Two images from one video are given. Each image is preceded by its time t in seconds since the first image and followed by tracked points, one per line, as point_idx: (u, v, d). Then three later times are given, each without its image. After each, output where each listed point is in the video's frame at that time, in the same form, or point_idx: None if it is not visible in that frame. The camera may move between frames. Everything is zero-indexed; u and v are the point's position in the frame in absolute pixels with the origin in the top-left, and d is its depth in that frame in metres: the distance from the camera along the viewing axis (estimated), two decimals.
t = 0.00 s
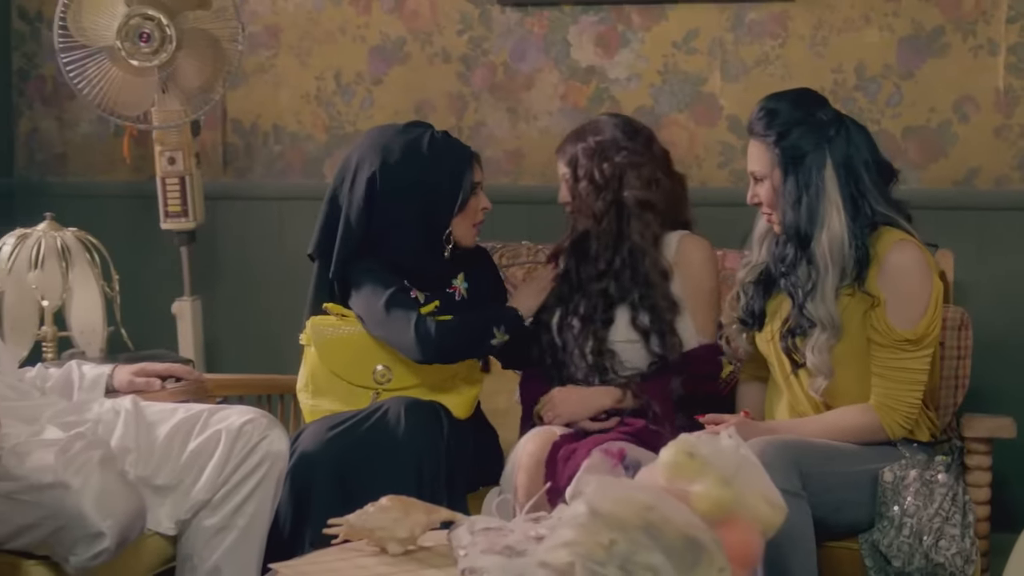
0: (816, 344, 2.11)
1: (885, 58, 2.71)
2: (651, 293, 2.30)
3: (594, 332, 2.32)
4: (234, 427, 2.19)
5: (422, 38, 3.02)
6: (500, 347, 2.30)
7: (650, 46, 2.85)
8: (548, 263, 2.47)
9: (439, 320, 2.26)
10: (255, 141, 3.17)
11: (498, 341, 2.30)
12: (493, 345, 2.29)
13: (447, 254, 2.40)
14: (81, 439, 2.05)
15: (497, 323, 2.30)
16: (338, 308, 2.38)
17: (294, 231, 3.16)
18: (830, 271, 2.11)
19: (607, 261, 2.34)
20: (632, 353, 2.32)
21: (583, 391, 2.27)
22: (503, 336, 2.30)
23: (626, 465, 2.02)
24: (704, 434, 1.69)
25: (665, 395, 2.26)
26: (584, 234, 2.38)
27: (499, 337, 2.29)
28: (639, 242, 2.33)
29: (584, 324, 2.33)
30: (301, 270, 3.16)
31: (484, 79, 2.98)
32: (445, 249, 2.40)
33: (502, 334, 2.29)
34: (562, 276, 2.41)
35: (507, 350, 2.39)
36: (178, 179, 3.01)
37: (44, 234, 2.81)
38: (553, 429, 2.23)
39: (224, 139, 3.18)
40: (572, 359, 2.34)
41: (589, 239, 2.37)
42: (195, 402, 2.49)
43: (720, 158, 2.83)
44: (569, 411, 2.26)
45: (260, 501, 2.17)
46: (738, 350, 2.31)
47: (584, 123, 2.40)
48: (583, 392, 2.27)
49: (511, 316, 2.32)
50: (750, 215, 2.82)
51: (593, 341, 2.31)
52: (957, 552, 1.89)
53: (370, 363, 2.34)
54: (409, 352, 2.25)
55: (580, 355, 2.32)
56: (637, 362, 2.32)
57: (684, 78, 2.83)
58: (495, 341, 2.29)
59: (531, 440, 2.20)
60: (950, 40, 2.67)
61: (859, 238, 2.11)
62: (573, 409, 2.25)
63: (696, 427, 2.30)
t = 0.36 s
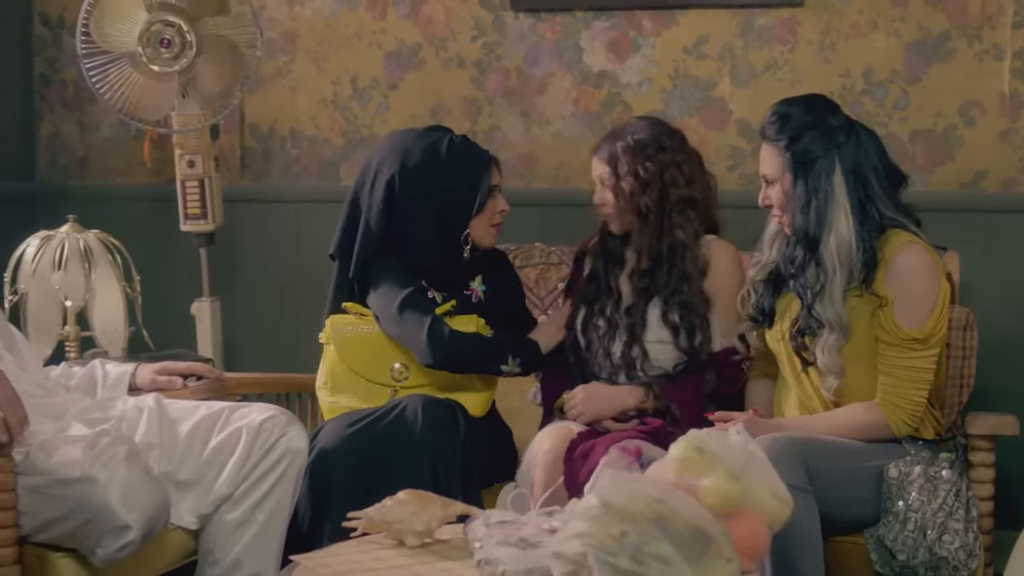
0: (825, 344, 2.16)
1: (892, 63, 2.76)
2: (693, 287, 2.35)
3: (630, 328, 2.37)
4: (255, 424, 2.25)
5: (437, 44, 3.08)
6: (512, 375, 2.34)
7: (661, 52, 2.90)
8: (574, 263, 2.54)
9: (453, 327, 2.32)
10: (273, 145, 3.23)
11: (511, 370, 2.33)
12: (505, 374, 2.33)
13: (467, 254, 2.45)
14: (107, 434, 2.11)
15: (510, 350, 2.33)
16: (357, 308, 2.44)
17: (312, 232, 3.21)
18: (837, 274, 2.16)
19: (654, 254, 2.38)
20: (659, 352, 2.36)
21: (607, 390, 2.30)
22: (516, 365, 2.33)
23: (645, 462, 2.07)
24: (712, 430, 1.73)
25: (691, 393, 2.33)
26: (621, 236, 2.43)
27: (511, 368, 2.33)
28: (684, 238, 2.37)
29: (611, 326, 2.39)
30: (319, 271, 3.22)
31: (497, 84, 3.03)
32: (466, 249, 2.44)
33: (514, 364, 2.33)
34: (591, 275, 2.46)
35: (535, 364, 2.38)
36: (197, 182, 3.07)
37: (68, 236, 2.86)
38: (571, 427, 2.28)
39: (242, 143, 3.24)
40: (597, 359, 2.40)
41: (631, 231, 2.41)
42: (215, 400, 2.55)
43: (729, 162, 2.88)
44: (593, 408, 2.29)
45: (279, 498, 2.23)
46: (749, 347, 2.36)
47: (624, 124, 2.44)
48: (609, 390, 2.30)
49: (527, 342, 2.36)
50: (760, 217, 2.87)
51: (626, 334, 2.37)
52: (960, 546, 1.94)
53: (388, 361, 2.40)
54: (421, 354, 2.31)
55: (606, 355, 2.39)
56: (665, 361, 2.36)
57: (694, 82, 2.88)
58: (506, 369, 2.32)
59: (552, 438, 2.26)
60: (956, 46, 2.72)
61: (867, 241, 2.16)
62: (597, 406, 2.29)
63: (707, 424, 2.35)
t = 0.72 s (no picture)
0: (830, 347, 2.20)
1: (902, 67, 2.80)
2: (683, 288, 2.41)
3: (626, 326, 2.41)
4: (277, 421, 2.31)
5: (453, 49, 3.13)
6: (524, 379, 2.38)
7: (673, 56, 2.95)
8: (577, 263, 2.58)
9: (470, 331, 2.37)
10: (292, 148, 3.28)
11: (523, 374, 2.38)
12: (518, 376, 2.38)
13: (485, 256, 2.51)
14: (133, 430, 2.17)
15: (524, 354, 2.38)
16: (376, 307, 2.49)
17: (330, 235, 3.27)
18: (838, 280, 2.19)
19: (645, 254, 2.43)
20: (660, 353, 2.41)
21: (604, 379, 2.37)
22: (530, 367, 2.38)
23: (648, 458, 2.19)
24: (724, 426, 1.77)
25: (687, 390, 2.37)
26: (616, 233, 2.49)
27: (524, 372, 2.38)
28: (673, 241, 2.43)
29: (609, 327, 2.43)
30: (338, 273, 3.28)
31: (513, 88, 3.09)
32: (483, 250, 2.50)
33: (527, 366, 2.38)
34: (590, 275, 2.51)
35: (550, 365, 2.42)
36: (219, 185, 3.13)
37: (92, 237, 2.92)
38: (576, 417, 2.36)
39: (262, 146, 3.31)
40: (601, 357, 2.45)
41: (625, 231, 2.46)
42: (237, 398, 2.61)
43: (741, 165, 2.92)
44: (592, 399, 2.35)
45: (300, 493, 2.29)
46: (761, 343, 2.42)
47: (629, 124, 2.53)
48: (605, 381, 2.36)
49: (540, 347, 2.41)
50: (771, 219, 2.91)
51: (623, 333, 2.41)
52: (966, 541, 2.00)
53: (407, 361, 2.45)
54: (437, 353, 2.37)
55: (607, 356, 2.44)
56: (664, 359, 2.41)
57: (706, 86, 2.93)
58: (520, 373, 2.37)
59: (559, 428, 2.34)
60: (964, 50, 2.76)
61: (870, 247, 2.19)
62: (597, 399, 2.35)
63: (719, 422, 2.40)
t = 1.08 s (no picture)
0: (784, 360, 2.34)
1: (909, 73, 2.85)
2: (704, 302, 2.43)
3: (628, 333, 2.46)
4: (296, 419, 2.37)
5: (468, 54, 3.18)
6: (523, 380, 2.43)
7: (684, 62, 3.00)
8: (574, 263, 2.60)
9: (469, 330, 2.42)
10: (309, 152, 3.34)
11: (523, 374, 2.43)
12: (517, 376, 2.42)
13: (491, 254, 2.55)
14: (157, 428, 2.23)
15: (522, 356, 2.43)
16: (389, 308, 2.56)
17: (345, 238, 3.33)
18: (794, 297, 2.31)
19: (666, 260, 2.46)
20: (659, 352, 2.44)
21: (614, 380, 2.42)
22: (529, 367, 2.43)
23: (659, 454, 2.21)
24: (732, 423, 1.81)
25: (694, 390, 2.41)
26: (624, 236, 2.51)
27: (523, 372, 2.43)
28: (684, 251, 2.45)
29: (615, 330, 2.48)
30: (353, 275, 3.33)
31: (526, 93, 3.14)
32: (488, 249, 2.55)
33: (527, 367, 2.43)
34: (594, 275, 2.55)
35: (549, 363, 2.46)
36: (237, 188, 3.19)
37: (114, 240, 2.98)
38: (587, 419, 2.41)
39: (279, 149, 3.36)
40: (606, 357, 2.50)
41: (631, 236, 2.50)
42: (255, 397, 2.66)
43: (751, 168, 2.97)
44: (603, 400, 2.41)
45: (319, 490, 2.35)
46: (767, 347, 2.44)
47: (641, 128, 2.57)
48: (614, 381, 2.41)
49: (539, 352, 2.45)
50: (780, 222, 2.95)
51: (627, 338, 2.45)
52: (970, 536, 2.05)
53: (418, 360, 2.50)
54: (437, 349, 2.42)
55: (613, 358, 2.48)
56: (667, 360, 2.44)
57: (717, 91, 2.98)
58: (517, 373, 2.42)
59: (571, 430, 2.38)
60: (971, 55, 2.81)
61: (829, 267, 2.28)
62: (608, 400, 2.40)
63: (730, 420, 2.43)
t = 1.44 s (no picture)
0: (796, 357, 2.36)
1: (916, 78, 2.90)
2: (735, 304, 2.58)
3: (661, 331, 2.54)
4: (315, 418, 2.42)
5: (482, 60, 3.23)
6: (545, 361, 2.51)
7: (695, 67, 3.05)
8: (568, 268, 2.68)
9: (487, 326, 2.47)
10: (326, 156, 3.40)
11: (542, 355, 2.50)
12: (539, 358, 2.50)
13: (492, 254, 2.58)
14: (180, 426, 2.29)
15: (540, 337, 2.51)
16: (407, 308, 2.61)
17: (362, 240, 3.38)
18: (804, 294, 2.34)
19: (708, 263, 2.59)
20: (694, 345, 2.53)
21: (645, 377, 2.46)
22: (548, 349, 2.51)
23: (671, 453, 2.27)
24: (741, 421, 1.86)
25: (716, 383, 2.49)
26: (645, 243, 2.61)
27: (544, 353, 2.50)
28: (717, 254, 2.60)
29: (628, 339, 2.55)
30: (370, 277, 3.39)
31: (540, 98, 3.19)
32: (490, 248, 2.58)
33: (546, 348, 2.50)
34: (603, 275, 2.60)
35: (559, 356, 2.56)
36: (255, 191, 3.25)
37: (135, 243, 3.04)
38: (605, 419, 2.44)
39: (296, 154, 3.42)
40: (613, 355, 2.56)
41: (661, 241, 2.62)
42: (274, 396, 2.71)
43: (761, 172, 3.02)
44: (634, 401, 2.44)
45: (337, 487, 2.39)
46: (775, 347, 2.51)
47: (636, 138, 2.65)
48: (645, 379, 2.46)
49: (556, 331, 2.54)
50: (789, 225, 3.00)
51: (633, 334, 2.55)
52: (974, 533, 2.10)
53: (436, 359, 2.55)
54: (456, 350, 2.48)
55: (626, 361, 2.55)
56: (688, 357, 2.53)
57: (727, 96, 3.03)
58: (539, 354, 2.50)
59: (585, 431, 2.42)
60: (978, 60, 2.86)
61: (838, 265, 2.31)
62: (637, 399, 2.44)
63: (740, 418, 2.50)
